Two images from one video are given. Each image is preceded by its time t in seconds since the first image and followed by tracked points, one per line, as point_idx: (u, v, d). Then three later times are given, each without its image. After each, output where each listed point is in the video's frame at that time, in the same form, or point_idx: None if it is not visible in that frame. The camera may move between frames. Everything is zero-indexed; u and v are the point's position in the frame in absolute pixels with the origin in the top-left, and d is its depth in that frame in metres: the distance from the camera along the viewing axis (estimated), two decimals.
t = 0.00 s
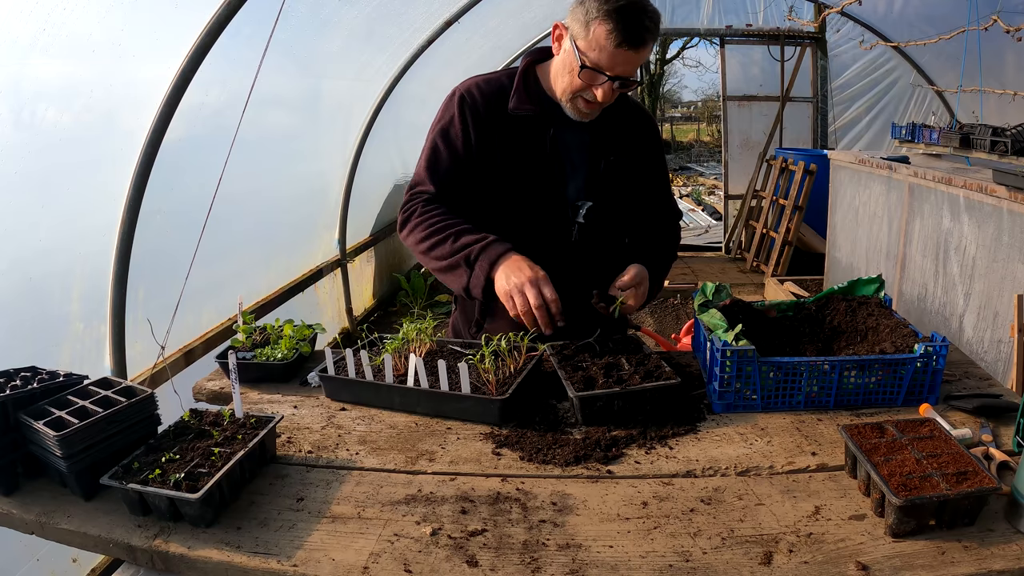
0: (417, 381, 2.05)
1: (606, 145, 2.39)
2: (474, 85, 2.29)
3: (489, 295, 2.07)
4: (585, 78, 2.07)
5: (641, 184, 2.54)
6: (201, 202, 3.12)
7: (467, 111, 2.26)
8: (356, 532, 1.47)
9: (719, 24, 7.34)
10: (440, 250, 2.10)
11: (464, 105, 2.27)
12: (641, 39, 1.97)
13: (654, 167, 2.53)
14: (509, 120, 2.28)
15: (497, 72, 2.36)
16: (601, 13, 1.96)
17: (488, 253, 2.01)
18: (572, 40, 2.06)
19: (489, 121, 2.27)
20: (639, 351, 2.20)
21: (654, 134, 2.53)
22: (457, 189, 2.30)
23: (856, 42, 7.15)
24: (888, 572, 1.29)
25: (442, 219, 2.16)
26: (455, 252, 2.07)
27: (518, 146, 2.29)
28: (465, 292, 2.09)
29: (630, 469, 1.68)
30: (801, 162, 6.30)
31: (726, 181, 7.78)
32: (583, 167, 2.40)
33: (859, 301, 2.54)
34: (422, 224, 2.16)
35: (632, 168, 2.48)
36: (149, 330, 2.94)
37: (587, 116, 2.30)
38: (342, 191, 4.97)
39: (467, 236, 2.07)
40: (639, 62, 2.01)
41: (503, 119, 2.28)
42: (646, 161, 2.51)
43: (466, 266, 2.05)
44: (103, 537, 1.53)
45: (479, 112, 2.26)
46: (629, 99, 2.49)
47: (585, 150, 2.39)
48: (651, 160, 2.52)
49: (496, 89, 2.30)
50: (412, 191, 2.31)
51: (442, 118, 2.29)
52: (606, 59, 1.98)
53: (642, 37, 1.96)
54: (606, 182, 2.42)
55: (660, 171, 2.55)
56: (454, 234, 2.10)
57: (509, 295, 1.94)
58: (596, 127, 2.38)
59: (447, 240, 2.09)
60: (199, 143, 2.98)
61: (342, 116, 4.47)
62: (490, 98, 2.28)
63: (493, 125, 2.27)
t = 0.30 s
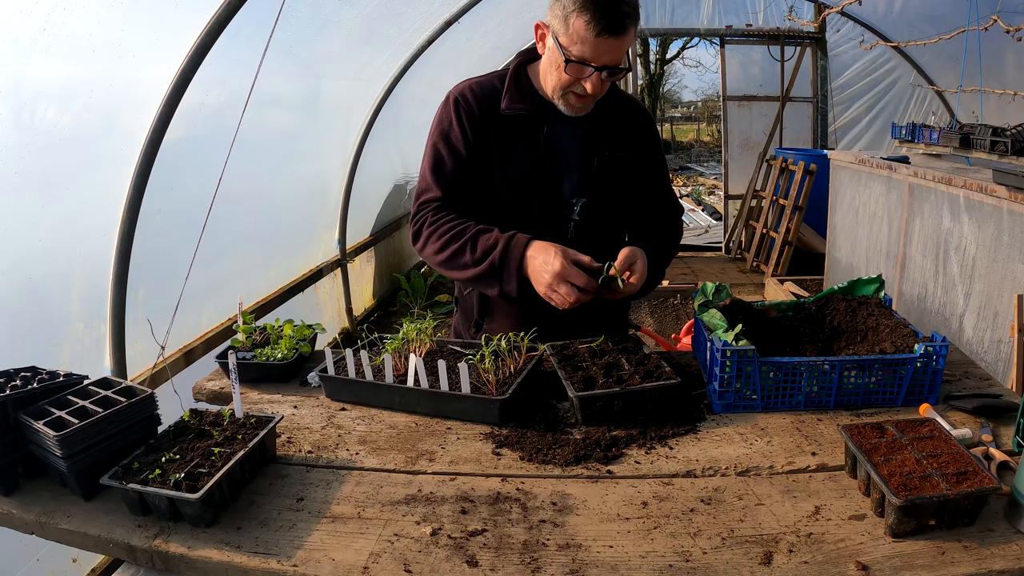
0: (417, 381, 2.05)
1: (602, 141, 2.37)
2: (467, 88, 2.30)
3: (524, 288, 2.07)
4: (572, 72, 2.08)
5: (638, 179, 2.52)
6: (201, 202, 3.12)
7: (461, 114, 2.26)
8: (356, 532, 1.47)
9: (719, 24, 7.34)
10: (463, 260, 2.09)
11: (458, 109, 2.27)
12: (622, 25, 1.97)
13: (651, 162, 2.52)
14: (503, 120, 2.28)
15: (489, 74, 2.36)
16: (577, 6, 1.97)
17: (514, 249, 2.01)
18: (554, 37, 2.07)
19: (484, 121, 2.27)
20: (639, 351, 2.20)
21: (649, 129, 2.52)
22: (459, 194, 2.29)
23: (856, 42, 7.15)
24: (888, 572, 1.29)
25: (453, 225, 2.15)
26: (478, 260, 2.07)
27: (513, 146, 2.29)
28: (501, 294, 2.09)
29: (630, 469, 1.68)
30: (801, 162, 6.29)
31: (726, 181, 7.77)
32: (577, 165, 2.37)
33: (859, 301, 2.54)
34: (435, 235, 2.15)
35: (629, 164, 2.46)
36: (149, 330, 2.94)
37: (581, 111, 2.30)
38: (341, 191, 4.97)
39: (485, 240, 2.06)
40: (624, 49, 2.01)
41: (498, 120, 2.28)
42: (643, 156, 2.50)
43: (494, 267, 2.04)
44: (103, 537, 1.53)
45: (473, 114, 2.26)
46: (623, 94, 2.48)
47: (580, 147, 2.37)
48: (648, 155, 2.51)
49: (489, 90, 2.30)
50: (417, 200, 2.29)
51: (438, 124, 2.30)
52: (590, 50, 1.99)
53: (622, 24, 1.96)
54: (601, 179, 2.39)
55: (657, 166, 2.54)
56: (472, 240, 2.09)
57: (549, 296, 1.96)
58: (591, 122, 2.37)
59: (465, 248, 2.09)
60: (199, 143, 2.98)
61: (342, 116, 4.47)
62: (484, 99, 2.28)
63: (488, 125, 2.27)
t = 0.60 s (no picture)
0: (417, 381, 2.05)
1: (601, 141, 2.37)
2: (468, 86, 2.30)
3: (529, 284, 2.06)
4: (569, 70, 2.08)
5: (638, 180, 2.52)
6: (201, 202, 3.12)
7: (462, 112, 2.27)
8: (356, 532, 1.47)
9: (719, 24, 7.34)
10: (467, 256, 2.09)
11: (459, 107, 2.28)
12: (618, 24, 1.97)
13: (651, 162, 2.52)
14: (503, 119, 2.28)
15: (489, 74, 2.36)
16: (574, 5, 1.97)
17: (517, 246, 2.00)
18: (552, 36, 2.07)
19: (484, 119, 2.28)
20: (639, 351, 2.20)
21: (650, 129, 2.52)
22: (460, 191, 2.29)
23: (856, 42, 7.15)
24: (887, 572, 1.29)
25: (456, 222, 2.15)
26: (482, 256, 2.06)
27: (512, 145, 2.29)
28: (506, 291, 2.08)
29: (630, 469, 1.68)
30: (801, 162, 6.29)
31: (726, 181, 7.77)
32: (576, 165, 2.38)
33: (859, 301, 2.54)
34: (438, 232, 2.15)
35: (629, 164, 2.46)
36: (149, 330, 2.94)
37: (580, 111, 2.29)
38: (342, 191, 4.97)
39: (487, 236, 2.06)
40: (622, 46, 2.01)
41: (498, 119, 2.28)
42: (643, 156, 2.50)
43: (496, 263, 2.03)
44: (103, 537, 1.53)
45: (474, 112, 2.27)
46: (624, 94, 2.48)
47: (580, 147, 2.37)
48: (648, 156, 2.51)
49: (490, 89, 2.30)
50: (419, 197, 2.30)
51: (439, 120, 2.30)
52: (587, 48, 1.99)
53: (619, 22, 1.96)
54: (600, 179, 2.38)
55: (657, 167, 2.54)
56: (476, 236, 2.09)
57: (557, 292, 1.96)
58: (590, 122, 2.37)
59: (469, 244, 2.09)
60: (199, 143, 2.98)
61: (342, 116, 4.47)
62: (485, 98, 2.28)
63: (489, 124, 2.28)
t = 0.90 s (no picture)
0: (417, 381, 2.05)
1: (605, 142, 2.36)
2: (475, 80, 2.31)
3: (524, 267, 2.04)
4: (581, 67, 2.07)
5: (641, 184, 2.52)
6: (201, 202, 3.12)
7: (467, 106, 2.28)
8: (356, 532, 1.47)
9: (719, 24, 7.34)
10: (462, 237, 2.08)
11: (465, 100, 2.29)
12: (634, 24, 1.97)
13: (654, 167, 2.51)
14: (507, 115, 2.29)
15: (498, 69, 2.37)
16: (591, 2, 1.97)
17: (513, 226, 1.99)
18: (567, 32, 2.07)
19: (488, 114, 2.28)
20: (639, 351, 2.20)
21: (654, 134, 2.52)
22: (461, 182, 2.30)
23: (856, 42, 7.15)
24: (887, 572, 1.29)
25: (453, 208, 2.14)
26: (478, 235, 2.05)
27: (514, 140, 2.29)
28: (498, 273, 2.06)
29: (630, 469, 1.68)
30: (801, 162, 6.29)
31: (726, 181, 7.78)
32: (578, 163, 2.37)
33: (859, 301, 2.54)
34: (435, 216, 2.15)
35: (632, 166, 2.45)
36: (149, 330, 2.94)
37: (586, 110, 2.27)
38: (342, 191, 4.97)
39: (485, 216, 2.05)
40: (634, 47, 2.01)
41: (503, 115, 2.29)
42: (646, 160, 2.50)
43: (492, 245, 2.02)
44: (103, 537, 1.53)
45: (479, 106, 2.27)
46: (630, 98, 2.48)
47: (583, 146, 2.36)
48: (651, 160, 2.51)
49: (497, 84, 2.31)
50: (418, 185, 2.30)
51: (444, 112, 2.31)
52: (600, 45, 1.98)
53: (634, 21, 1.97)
54: (602, 180, 2.37)
55: (660, 172, 2.53)
56: (473, 217, 2.09)
57: (551, 261, 1.92)
58: (594, 121, 2.36)
59: (466, 225, 2.08)
60: (199, 143, 2.98)
61: (342, 116, 4.47)
62: (491, 93, 2.29)
63: (493, 119, 2.28)
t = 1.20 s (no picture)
0: (417, 381, 2.05)
1: (608, 144, 2.36)
2: (481, 77, 2.31)
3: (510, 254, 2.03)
4: (594, 66, 2.07)
5: (643, 187, 2.52)
6: (201, 202, 3.12)
7: (471, 101, 2.28)
8: (356, 532, 1.47)
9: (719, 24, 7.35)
10: (452, 225, 2.08)
11: (469, 96, 2.28)
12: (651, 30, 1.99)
13: (655, 171, 2.52)
14: (512, 112, 2.29)
15: (505, 67, 2.37)
16: (612, 4, 1.97)
17: (500, 211, 1.99)
18: (582, 30, 2.06)
19: (493, 111, 2.28)
20: (639, 351, 2.20)
21: (657, 138, 2.52)
22: (461, 178, 2.30)
23: (856, 42, 7.15)
24: (887, 572, 1.29)
25: (447, 198, 2.14)
26: (466, 222, 2.05)
27: (517, 138, 2.29)
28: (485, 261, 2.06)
29: (630, 469, 1.68)
30: (801, 162, 6.29)
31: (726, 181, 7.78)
32: (581, 165, 2.37)
33: (859, 301, 2.54)
34: (429, 206, 2.14)
35: (634, 169, 2.46)
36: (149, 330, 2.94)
37: (592, 110, 2.28)
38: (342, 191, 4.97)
39: (474, 203, 2.05)
40: (648, 52, 2.03)
41: (507, 112, 2.29)
42: (649, 164, 2.50)
43: (481, 233, 2.03)
44: (103, 537, 1.53)
45: (483, 103, 2.27)
46: (635, 102, 2.48)
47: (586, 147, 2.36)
48: (653, 164, 2.51)
49: (502, 82, 2.31)
50: (416, 177, 2.29)
51: (448, 106, 2.31)
52: (616, 47, 1.99)
53: (651, 27, 1.98)
54: (605, 181, 2.38)
55: (662, 176, 2.53)
56: (463, 204, 2.09)
57: (538, 241, 1.90)
58: (599, 123, 2.36)
59: (456, 213, 2.08)
60: (199, 143, 2.98)
61: (342, 116, 4.47)
62: (496, 90, 2.29)
63: (497, 117, 2.28)
